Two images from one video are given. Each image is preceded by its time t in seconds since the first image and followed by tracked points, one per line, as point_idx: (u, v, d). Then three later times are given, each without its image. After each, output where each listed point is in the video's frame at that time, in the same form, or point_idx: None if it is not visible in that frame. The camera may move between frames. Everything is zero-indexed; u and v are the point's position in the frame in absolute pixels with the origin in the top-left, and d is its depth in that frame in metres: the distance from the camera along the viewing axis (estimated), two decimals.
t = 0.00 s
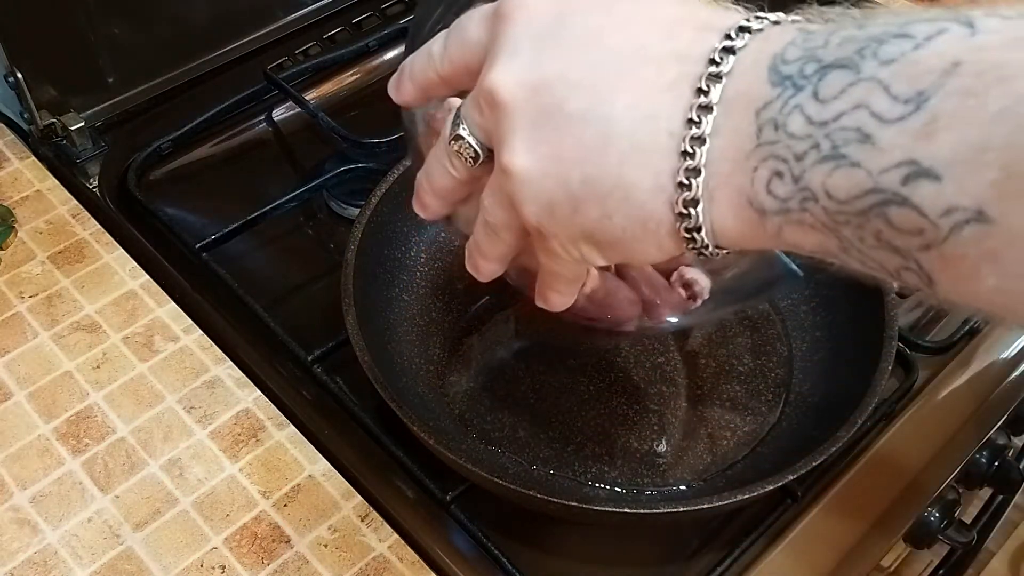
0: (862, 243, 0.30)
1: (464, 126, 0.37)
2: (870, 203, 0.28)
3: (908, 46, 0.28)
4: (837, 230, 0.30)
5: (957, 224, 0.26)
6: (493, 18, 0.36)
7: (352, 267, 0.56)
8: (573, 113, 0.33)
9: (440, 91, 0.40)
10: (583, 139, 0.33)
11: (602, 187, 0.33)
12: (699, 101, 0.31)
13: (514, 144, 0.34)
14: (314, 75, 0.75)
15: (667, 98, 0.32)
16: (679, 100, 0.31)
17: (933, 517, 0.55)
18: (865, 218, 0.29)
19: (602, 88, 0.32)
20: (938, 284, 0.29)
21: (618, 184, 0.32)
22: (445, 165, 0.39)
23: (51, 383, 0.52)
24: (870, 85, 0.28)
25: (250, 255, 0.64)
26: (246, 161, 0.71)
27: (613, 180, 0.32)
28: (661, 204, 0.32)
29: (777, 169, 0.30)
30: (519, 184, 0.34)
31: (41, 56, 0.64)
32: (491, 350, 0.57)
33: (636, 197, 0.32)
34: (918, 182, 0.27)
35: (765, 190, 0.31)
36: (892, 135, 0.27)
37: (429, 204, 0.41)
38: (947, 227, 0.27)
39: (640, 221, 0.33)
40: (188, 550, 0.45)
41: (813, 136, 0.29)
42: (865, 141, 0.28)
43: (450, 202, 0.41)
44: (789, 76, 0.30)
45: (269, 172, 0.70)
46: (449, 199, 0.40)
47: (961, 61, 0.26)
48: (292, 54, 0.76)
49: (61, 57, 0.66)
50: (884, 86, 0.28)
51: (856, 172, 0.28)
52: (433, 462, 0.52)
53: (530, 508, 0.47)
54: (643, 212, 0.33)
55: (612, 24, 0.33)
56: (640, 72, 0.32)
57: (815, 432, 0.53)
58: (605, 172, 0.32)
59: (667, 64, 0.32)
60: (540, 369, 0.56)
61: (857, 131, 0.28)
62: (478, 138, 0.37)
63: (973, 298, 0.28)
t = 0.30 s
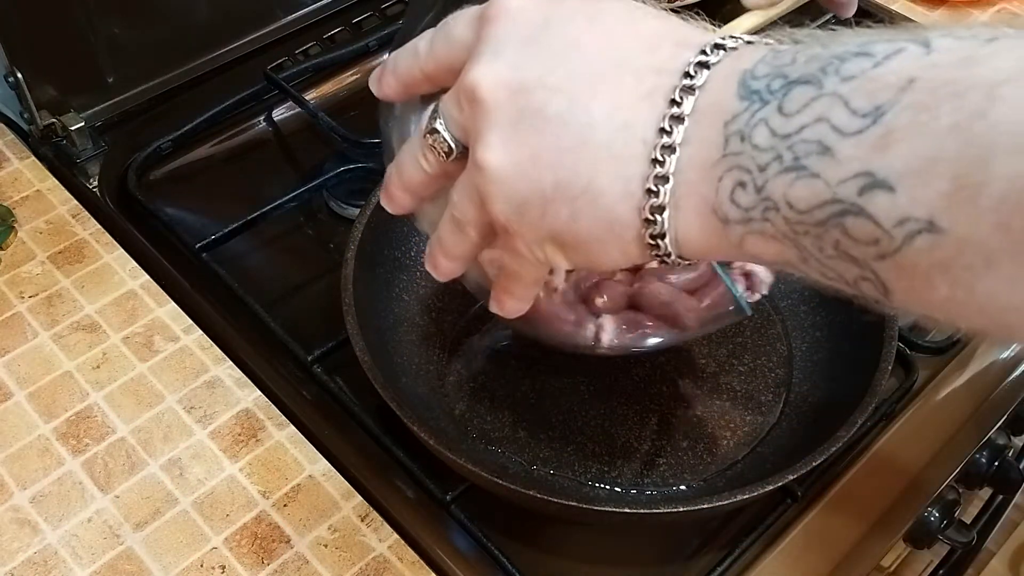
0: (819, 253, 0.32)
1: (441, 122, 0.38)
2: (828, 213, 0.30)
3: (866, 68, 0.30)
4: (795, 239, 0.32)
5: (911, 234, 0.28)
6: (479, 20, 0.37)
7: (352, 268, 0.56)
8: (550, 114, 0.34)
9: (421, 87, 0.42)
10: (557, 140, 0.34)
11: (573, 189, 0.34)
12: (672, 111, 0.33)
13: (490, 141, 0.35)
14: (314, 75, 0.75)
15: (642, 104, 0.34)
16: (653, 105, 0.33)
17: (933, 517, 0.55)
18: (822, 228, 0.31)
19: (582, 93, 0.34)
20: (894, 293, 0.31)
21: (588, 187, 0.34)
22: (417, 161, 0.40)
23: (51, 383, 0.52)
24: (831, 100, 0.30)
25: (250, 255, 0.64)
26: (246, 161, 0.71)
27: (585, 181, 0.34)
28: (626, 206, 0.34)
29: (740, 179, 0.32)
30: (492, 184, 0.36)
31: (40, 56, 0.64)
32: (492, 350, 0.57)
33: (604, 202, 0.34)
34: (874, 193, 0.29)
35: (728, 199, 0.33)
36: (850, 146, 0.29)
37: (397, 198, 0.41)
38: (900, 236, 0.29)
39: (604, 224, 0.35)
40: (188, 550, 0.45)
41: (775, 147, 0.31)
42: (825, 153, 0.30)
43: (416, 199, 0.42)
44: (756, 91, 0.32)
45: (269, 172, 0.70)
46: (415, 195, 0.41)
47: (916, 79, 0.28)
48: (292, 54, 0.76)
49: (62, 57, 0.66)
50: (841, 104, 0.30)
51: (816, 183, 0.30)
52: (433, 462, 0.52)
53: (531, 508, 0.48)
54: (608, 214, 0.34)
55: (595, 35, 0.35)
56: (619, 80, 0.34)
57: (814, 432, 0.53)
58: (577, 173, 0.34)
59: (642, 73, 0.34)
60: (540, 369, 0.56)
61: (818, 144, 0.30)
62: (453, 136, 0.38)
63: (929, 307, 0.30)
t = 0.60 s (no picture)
0: (788, 245, 0.31)
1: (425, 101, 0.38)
2: (796, 204, 0.30)
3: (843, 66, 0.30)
4: (764, 232, 0.32)
5: (875, 224, 0.28)
6: (472, 4, 0.37)
7: (352, 268, 0.56)
8: (533, 97, 0.34)
9: (410, 70, 0.41)
10: (538, 124, 0.34)
11: (550, 173, 0.34)
12: (653, 102, 0.33)
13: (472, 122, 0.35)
14: (314, 75, 0.75)
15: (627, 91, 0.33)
16: (638, 92, 0.33)
17: (933, 517, 0.55)
18: (791, 219, 0.30)
19: (568, 77, 0.34)
20: (861, 285, 0.30)
21: (566, 171, 0.34)
22: (399, 140, 0.39)
23: (51, 383, 0.52)
24: (804, 94, 0.30)
25: (250, 255, 0.64)
26: (246, 161, 0.71)
27: (564, 165, 0.34)
28: (602, 192, 0.34)
29: (712, 169, 0.32)
30: (471, 164, 0.35)
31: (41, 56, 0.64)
32: (492, 351, 0.57)
33: (581, 189, 0.34)
34: (842, 183, 0.28)
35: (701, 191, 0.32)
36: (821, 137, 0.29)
37: (375, 178, 0.41)
38: (867, 228, 0.28)
39: (578, 209, 0.34)
40: (187, 550, 0.45)
41: (748, 139, 0.31)
42: (796, 144, 0.30)
43: (393, 179, 0.41)
44: (735, 86, 0.32)
45: (269, 172, 0.70)
46: (393, 175, 0.41)
47: (888, 74, 0.28)
48: (292, 54, 0.76)
49: (61, 57, 0.66)
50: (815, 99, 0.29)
51: (786, 174, 0.30)
52: (434, 461, 0.52)
53: (531, 508, 0.48)
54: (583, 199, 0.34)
55: (586, 23, 0.34)
56: (607, 66, 0.34)
57: (814, 433, 0.53)
58: (556, 156, 0.34)
59: (630, 61, 0.34)
60: (541, 369, 0.56)
61: (790, 135, 0.30)
62: (437, 115, 0.38)
63: (892, 298, 0.29)
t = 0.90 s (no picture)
0: (773, 237, 0.31)
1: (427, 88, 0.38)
2: (780, 194, 0.30)
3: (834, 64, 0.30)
4: (751, 222, 0.31)
5: (855, 213, 0.28)
6: None
7: (352, 268, 0.56)
8: (529, 91, 0.34)
9: (417, 58, 0.41)
10: (536, 114, 0.34)
11: (543, 163, 0.34)
12: (649, 96, 0.33)
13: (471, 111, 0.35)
14: (314, 75, 0.75)
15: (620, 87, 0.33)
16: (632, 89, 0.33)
17: (933, 516, 0.55)
18: (775, 209, 0.30)
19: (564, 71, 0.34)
20: (843, 277, 0.30)
21: (560, 162, 0.34)
22: (399, 125, 0.39)
23: (51, 383, 0.52)
24: (792, 88, 0.30)
25: (250, 255, 0.64)
26: (246, 161, 0.71)
27: (557, 155, 0.34)
28: (592, 184, 0.34)
29: (701, 160, 0.32)
30: (468, 149, 0.35)
31: (41, 55, 0.64)
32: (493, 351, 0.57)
33: (572, 181, 0.34)
34: (824, 173, 0.28)
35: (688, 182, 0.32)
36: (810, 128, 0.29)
37: (373, 161, 0.41)
38: (847, 217, 0.28)
39: (569, 200, 0.34)
40: (187, 550, 0.45)
41: (737, 130, 0.31)
42: (782, 136, 0.30)
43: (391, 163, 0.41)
44: (728, 82, 0.32)
45: (269, 172, 0.70)
46: (392, 160, 0.41)
47: (872, 68, 0.28)
48: (293, 54, 0.76)
49: (61, 57, 0.66)
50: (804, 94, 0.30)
51: (771, 164, 0.30)
52: (434, 461, 0.52)
53: (531, 508, 0.48)
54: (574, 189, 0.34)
55: (589, 18, 0.35)
56: (606, 62, 0.34)
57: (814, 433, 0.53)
58: (549, 147, 0.34)
59: (627, 57, 0.34)
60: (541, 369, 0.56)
61: (777, 128, 0.30)
62: (439, 102, 0.38)
63: (873, 290, 0.29)
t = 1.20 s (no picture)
0: (781, 226, 0.31)
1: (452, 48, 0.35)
2: (792, 180, 0.29)
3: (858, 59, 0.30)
4: (760, 211, 0.31)
5: (867, 201, 0.28)
6: None
7: (352, 268, 0.56)
8: (558, 57, 0.32)
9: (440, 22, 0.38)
10: (559, 84, 0.32)
11: (559, 132, 0.32)
12: (672, 83, 0.32)
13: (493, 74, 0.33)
14: (314, 75, 0.75)
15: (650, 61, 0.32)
16: (656, 67, 0.32)
17: (933, 516, 0.55)
18: (786, 196, 0.30)
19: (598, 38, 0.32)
20: (851, 268, 0.30)
21: (577, 134, 0.32)
22: (413, 87, 0.36)
23: (51, 383, 0.52)
24: (812, 82, 0.30)
25: (250, 255, 0.64)
26: (246, 161, 0.71)
27: (575, 127, 0.32)
28: (605, 158, 0.32)
29: (713, 145, 0.31)
30: (482, 113, 0.33)
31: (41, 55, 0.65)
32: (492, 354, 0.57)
33: (585, 154, 0.32)
34: (836, 161, 0.28)
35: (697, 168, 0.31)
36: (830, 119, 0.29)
37: (378, 123, 0.38)
38: (858, 205, 0.28)
39: (580, 173, 0.33)
40: (187, 550, 0.45)
41: (755, 119, 0.30)
42: (798, 125, 0.29)
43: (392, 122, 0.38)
44: (751, 77, 0.31)
45: (270, 172, 0.70)
46: (395, 122, 0.38)
47: (891, 63, 0.28)
48: (293, 54, 0.76)
49: (61, 57, 0.66)
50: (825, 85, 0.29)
51: (785, 152, 0.30)
52: (434, 461, 0.52)
53: (531, 508, 0.48)
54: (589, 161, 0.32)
55: None
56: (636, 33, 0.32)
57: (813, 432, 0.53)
58: (571, 113, 0.32)
59: (656, 31, 0.33)
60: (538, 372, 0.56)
61: (794, 117, 0.30)
62: (460, 65, 0.35)
63: (877, 283, 0.29)
